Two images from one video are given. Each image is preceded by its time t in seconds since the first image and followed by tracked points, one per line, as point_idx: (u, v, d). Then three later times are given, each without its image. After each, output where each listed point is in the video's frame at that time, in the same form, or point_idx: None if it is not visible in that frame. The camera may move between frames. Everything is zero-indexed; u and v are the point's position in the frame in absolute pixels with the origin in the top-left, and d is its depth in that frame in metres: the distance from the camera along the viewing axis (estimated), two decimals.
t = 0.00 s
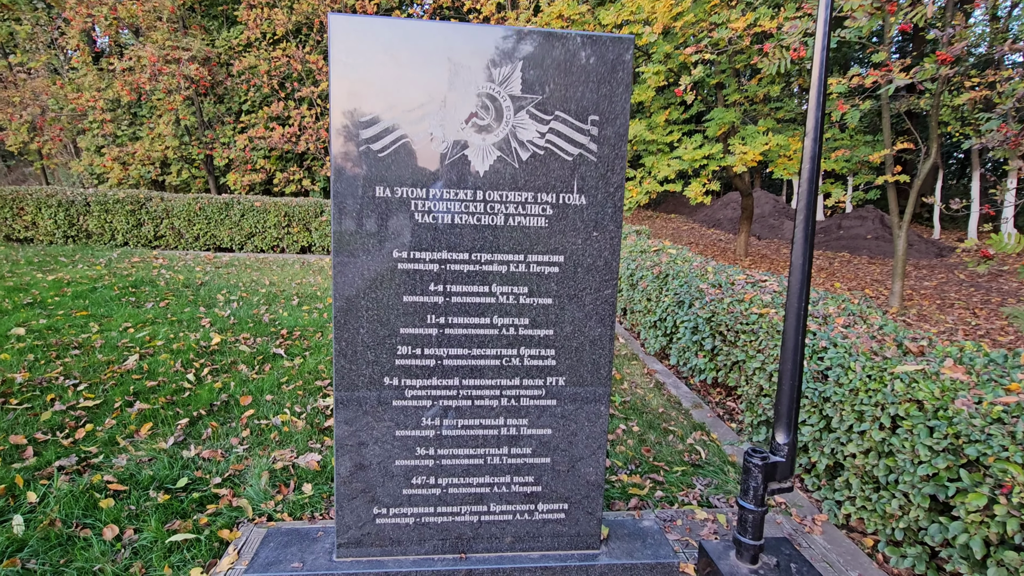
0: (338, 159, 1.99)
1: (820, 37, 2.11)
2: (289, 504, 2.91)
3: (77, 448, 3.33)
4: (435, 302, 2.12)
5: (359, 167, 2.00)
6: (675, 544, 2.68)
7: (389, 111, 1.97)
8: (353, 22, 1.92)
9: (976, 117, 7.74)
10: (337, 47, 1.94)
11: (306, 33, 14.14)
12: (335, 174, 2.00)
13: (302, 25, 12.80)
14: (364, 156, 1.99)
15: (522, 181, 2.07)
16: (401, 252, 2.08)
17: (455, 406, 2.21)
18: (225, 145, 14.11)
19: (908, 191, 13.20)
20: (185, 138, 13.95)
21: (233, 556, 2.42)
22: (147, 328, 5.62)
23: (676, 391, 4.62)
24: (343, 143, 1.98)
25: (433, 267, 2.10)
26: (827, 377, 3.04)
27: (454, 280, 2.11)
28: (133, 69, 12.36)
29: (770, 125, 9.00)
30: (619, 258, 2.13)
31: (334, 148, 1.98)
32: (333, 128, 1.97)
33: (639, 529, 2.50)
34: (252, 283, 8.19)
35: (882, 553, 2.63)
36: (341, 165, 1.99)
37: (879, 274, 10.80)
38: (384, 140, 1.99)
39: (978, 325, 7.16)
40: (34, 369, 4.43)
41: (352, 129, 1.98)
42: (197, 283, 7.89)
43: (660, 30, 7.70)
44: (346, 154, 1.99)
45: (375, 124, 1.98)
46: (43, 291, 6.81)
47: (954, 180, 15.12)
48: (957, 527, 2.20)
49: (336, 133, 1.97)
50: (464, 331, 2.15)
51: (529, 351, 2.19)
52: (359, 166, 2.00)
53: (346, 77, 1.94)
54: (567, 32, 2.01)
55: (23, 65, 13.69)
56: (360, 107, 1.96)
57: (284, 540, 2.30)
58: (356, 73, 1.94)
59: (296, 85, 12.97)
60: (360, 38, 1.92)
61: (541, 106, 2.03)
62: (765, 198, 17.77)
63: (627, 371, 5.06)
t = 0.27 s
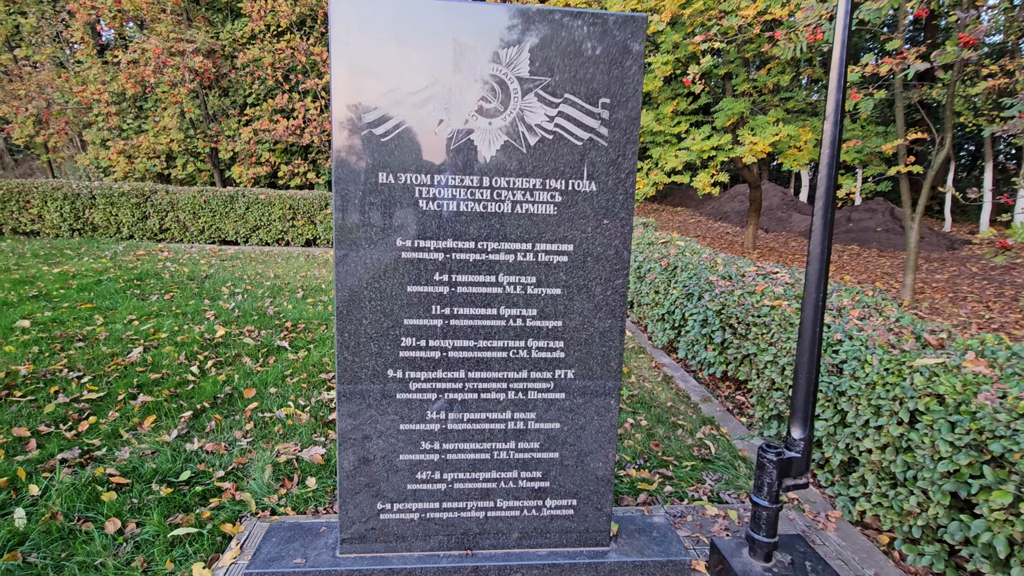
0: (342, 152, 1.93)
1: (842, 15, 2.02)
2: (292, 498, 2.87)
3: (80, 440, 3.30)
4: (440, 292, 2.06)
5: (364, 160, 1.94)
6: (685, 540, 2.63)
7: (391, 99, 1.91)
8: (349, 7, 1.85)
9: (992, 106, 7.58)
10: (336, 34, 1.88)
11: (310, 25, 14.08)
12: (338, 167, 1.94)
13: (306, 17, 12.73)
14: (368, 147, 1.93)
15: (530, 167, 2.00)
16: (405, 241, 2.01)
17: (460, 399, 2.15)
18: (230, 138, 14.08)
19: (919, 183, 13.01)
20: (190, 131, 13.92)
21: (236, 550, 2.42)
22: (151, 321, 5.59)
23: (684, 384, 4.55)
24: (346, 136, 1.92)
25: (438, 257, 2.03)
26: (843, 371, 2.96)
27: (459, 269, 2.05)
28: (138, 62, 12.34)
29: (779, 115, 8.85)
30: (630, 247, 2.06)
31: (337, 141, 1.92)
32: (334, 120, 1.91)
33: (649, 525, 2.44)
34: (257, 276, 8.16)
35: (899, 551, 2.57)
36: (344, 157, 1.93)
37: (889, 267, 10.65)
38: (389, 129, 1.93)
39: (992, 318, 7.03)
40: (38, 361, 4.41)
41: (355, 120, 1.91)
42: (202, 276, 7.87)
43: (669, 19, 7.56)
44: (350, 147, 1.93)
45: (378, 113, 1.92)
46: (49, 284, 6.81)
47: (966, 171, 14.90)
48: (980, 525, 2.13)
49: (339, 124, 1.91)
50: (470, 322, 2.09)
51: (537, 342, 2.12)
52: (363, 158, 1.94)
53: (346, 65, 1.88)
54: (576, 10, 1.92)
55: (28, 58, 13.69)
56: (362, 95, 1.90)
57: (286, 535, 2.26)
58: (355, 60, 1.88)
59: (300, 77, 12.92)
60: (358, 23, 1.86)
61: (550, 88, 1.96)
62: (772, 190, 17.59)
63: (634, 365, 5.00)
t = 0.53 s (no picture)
0: (346, 145, 1.87)
1: None
2: (294, 490, 2.84)
3: (82, 430, 3.27)
4: (443, 280, 2.00)
5: (369, 152, 1.89)
6: (694, 536, 2.58)
7: (394, 84, 1.85)
8: None
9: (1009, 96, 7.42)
10: (334, 23, 1.83)
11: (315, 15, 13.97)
12: (341, 160, 1.88)
13: (311, 7, 12.64)
14: (372, 137, 1.88)
15: (536, 151, 1.93)
16: (408, 226, 1.95)
17: (464, 390, 2.09)
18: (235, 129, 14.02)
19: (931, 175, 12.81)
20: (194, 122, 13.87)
21: (236, 543, 2.41)
22: (155, 311, 5.57)
23: (692, 377, 4.48)
24: (350, 128, 1.86)
25: (441, 243, 1.97)
26: (856, 364, 2.89)
27: (464, 257, 1.98)
28: (142, 52, 12.29)
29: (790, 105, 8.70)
30: (640, 234, 1.99)
31: (340, 134, 1.87)
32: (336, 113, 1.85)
33: (658, 520, 2.37)
34: (261, 267, 8.13)
35: (913, 548, 2.50)
36: (348, 150, 1.88)
37: (899, 260, 10.51)
38: (393, 117, 1.87)
39: (1005, 312, 6.92)
40: (41, 351, 4.39)
41: (358, 111, 1.86)
42: (206, 267, 7.85)
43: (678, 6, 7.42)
44: (355, 139, 1.87)
45: (381, 101, 1.86)
46: (54, 274, 6.81)
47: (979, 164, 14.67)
48: (1001, 524, 2.07)
49: (342, 117, 1.85)
50: (475, 312, 2.03)
51: (544, 333, 2.06)
52: (367, 149, 1.88)
53: (346, 53, 1.82)
54: None
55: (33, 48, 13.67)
56: (364, 84, 1.84)
57: (287, 528, 2.21)
58: (356, 43, 1.82)
59: (305, 68, 12.84)
60: (354, 7, 1.80)
61: (558, 68, 1.88)
62: (781, 182, 17.39)
63: (640, 357, 4.93)
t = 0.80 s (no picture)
0: (349, 138, 1.83)
1: None
2: (293, 480, 2.82)
3: (81, 418, 3.24)
4: (444, 267, 1.94)
5: (372, 145, 1.84)
6: (699, 530, 2.55)
7: (395, 69, 1.80)
8: None
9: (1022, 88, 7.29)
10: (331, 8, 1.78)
11: (319, 4, 13.87)
12: (344, 152, 1.84)
13: None
14: (375, 127, 1.83)
15: (542, 134, 1.87)
16: (408, 211, 1.89)
17: (465, 380, 2.04)
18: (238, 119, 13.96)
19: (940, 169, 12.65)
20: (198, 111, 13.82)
21: (235, 532, 2.39)
22: (156, 300, 5.54)
23: (697, 371, 4.43)
24: (353, 120, 1.82)
25: (443, 229, 1.92)
26: (867, 358, 2.83)
27: (466, 243, 1.93)
28: (145, 41, 12.24)
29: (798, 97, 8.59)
30: (648, 221, 1.93)
31: (343, 127, 1.82)
32: (338, 105, 1.81)
33: (662, 514, 2.33)
34: (264, 257, 8.09)
35: (923, 545, 2.45)
36: (351, 142, 1.83)
37: (907, 255, 10.40)
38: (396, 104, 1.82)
39: (1015, 308, 6.83)
40: (42, 338, 4.37)
41: (360, 102, 1.82)
42: (209, 256, 7.82)
43: None
44: (358, 132, 1.83)
45: (383, 88, 1.81)
46: (56, 262, 6.79)
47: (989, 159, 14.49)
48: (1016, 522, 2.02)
49: (344, 109, 1.81)
50: (477, 299, 1.97)
51: (548, 322, 2.01)
52: (370, 141, 1.84)
53: (344, 42, 1.77)
54: None
55: (37, 37, 13.63)
56: (364, 73, 1.79)
57: (285, 519, 2.18)
58: (355, 23, 1.77)
59: (309, 58, 12.76)
60: None
61: (565, 48, 1.81)
62: (787, 177, 17.24)
63: (645, 350, 4.88)
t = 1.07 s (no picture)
0: (353, 130, 1.79)
1: None
2: (296, 471, 2.80)
3: (83, 407, 3.23)
4: (449, 254, 1.90)
5: (377, 137, 1.80)
6: (706, 524, 2.52)
7: (400, 51, 1.75)
8: None
9: None
10: None
11: None
12: (348, 144, 1.80)
13: None
14: (380, 117, 1.79)
15: (550, 117, 1.81)
16: (412, 196, 1.85)
17: (470, 370, 2.00)
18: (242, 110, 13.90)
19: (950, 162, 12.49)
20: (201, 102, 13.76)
21: (236, 523, 2.38)
22: (159, 290, 5.51)
23: (703, 363, 4.38)
24: (357, 111, 1.78)
25: (448, 215, 1.87)
26: (879, 351, 2.77)
27: (471, 229, 1.88)
28: (148, 30, 12.18)
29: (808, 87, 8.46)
30: (659, 207, 1.88)
31: (347, 118, 1.78)
32: (341, 97, 1.77)
33: (669, 507, 2.29)
34: (267, 248, 8.06)
35: (935, 541, 2.41)
36: (354, 134, 1.79)
37: (915, 249, 10.30)
38: (401, 91, 1.77)
39: None
40: (45, 327, 4.35)
41: (364, 93, 1.77)
42: (212, 247, 7.80)
43: None
44: (362, 123, 1.79)
45: (386, 76, 1.76)
46: (60, 252, 6.78)
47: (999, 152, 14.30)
48: None
49: (348, 101, 1.77)
50: (482, 287, 1.93)
51: (555, 311, 1.96)
52: (375, 132, 1.80)
53: (346, 27, 1.72)
54: None
55: (40, 26, 13.59)
56: (367, 63, 1.75)
57: (287, 509, 2.15)
58: (357, 5, 1.72)
59: (312, 47, 12.68)
60: None
61: (575, 27, 1.75)
62: (794, 170, 17.09)
63: (650, 343, 4.83)
